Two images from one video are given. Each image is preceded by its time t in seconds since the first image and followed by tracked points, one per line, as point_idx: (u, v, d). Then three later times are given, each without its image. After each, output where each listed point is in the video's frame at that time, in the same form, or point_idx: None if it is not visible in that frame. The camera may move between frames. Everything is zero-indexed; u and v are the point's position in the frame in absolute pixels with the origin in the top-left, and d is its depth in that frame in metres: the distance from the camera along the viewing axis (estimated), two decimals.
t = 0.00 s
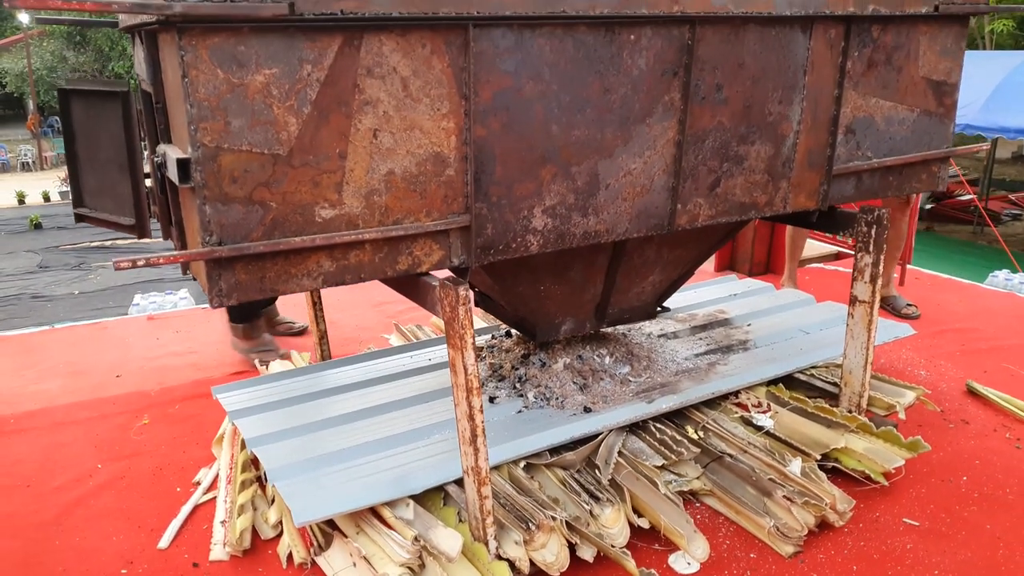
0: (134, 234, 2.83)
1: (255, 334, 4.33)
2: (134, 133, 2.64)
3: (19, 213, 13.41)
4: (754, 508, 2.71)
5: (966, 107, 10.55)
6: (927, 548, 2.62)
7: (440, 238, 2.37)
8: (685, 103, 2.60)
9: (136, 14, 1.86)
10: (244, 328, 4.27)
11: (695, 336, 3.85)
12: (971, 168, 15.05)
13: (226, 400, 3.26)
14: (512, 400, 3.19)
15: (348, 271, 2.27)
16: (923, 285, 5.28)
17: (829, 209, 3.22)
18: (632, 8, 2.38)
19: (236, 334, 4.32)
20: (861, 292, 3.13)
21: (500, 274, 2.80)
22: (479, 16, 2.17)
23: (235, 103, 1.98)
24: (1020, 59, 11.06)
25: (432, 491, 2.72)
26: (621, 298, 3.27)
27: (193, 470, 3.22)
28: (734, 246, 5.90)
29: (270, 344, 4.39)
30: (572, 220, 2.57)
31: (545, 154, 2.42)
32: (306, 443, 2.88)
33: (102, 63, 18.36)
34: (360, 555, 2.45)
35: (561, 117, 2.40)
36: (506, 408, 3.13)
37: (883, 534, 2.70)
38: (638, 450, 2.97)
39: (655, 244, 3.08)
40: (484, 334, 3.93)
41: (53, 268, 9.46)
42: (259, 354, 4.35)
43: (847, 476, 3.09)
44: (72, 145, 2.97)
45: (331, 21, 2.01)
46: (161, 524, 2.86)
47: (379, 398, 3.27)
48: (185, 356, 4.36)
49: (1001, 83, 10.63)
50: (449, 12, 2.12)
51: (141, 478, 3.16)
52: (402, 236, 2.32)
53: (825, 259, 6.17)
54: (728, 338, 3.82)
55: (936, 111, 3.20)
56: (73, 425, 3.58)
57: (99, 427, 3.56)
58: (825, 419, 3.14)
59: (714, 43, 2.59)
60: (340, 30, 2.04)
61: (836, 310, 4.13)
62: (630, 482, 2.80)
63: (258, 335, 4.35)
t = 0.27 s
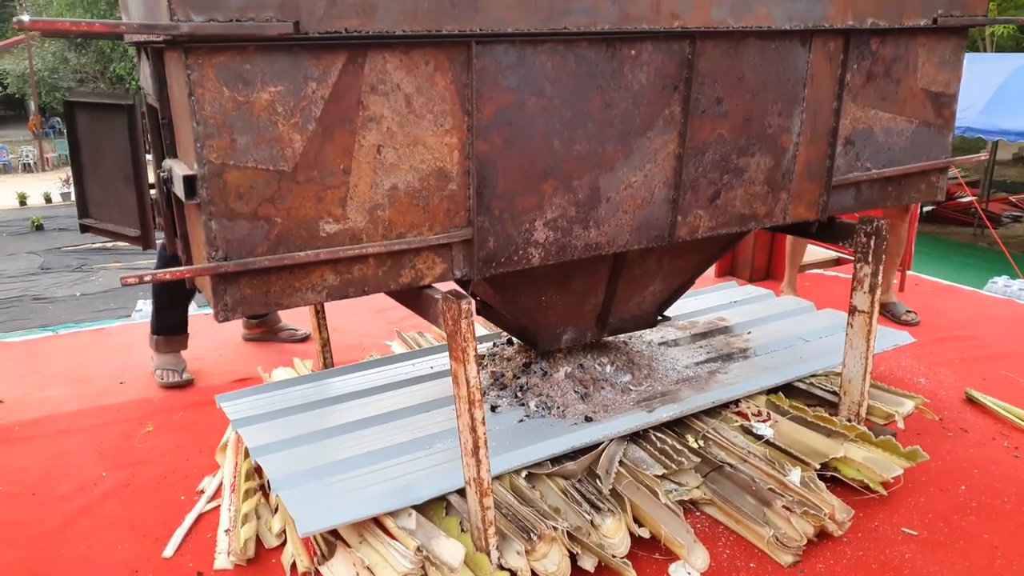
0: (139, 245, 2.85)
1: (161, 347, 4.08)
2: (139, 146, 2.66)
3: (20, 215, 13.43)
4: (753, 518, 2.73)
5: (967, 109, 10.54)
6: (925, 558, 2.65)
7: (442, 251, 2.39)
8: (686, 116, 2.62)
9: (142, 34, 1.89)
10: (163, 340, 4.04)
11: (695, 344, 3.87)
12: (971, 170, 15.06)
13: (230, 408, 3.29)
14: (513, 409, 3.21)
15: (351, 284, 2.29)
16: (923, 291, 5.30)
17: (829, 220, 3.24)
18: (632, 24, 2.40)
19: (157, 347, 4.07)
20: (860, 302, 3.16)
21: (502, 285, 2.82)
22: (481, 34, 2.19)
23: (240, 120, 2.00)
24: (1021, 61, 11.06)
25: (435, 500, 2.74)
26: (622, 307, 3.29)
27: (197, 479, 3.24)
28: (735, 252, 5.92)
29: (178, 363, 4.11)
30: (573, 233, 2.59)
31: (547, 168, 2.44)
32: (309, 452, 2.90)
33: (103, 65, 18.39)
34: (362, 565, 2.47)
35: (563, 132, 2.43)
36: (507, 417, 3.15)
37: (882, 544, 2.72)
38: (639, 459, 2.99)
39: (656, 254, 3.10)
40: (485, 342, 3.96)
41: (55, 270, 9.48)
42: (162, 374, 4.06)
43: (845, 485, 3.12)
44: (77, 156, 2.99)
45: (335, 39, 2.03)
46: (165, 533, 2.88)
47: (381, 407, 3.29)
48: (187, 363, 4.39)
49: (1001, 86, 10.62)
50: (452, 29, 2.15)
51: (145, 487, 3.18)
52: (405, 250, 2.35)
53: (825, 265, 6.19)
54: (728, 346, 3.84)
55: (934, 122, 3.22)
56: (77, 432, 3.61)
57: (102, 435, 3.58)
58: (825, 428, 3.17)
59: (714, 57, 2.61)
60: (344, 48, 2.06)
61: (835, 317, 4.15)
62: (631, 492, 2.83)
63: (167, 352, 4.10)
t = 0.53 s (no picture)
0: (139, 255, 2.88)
1: (155, 359, 4.12)
2: (139, 159, 2.69)
3: (20, 217, 13.44)
4: (747, 527, 2.76)
5: (966, 111, 10.53)
6: (918, 566, 2.67)
7: (438, 263, 2.42)
8: (679, 129, 2.64)
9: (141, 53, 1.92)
10: (153, 352, 4.09)
11: (691, 351, 3.90)
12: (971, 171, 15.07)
13: (228, 417, 3.31)
14: (510, 417, 3.24)
15: (348, 297, 2.31)
16: (919, 297, 5.33)
17: (823, 229, 3.26)
18: (626, 39, 2.43)
19: (152, 359, 4.12)
20: (853, 311, 3.18)
21: (498, 295, 2.85)
22: (476, 50, 2.21)
23: (238, 137, 2.02)
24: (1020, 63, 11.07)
25: (431, 510, 2.77)
26: (618, 316, 3.31)
27: (196, 487, 3.27)
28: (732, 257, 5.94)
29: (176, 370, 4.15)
30: (568, 245, 2.61)
31: (542, 182, 2.47)
32: (306, 461, 2.93)
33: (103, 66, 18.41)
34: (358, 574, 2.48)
35: (557, 145, 2.45)
36: (504, 426, 3.17)
37: (875, 552, 2.75)
38: (634, 468, 3.02)
39: (651, 264, 3.13)
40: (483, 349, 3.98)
41: (54, 272, 9.49)
42: (160, 382, 4.09)
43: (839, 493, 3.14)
44: (76, 168, 3.01)
45: (332, 56, 2.05)
46: (164, 542, 2.91)
47: (378, 416, 3.32)
48: (186, 370, 4.41)
49: (1000, 88, 10.63)
50: (447, 46, 2.17)
51: (144, 495, 3.20)
52: (402, 263, 2.37)
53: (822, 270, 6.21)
54: (724, 353, 3.86)
55: (928, 132, 3.24)
56: (77, 440, 3.63)
57: (102, 442, 3.61)
58: (819, 436, 3.20)
59: (708, 70, 2.63)
60: (340, 65, 2.09)
61: (831, 324, 4.17)
62: (626, 500, 2.84)
63: (161, 362, 4.15)
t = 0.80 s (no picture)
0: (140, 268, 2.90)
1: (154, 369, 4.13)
2: (139, 173, 2.71)
3: (20, 219, 13.46)
4: (743, 537, 2.78)
5: (965, 114, 10.53)
6: None
7: (437, 278, 2.44)
8: (676, 143, 2.67)
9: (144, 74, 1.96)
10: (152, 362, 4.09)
11: (689, 360, 3.92)
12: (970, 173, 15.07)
13: (229, 427, 3.34)
14: (508, 427, 3.26)
15: (347, 312, 2.34)
16: (917, 303, 5.35)
17: (819, 240, 3.28)
18: (623, 56, 2.46)
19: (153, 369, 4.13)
20: (849, 322, 3.20)
21: (496, 307, 2.87)
22: (474, 68, 2.24)
23: (238, 156, 2.05)
24: (1019, 66, 11.08)
25: (430, 521, 2.79)
26: (616, 326, 3.34)
27: (197, 496, 3.29)
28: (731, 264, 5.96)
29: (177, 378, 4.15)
30: (566, 258, 2.64)
31: (539, 197, 2.49)
32: (306, 472, 2.95)
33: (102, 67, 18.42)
34: None
35: (554, 161, 2.48)
36: (503, 436, 3.20)
37: (870, 562, 2.77)
38: (632, 477, 3.04)
39: (648, 275, 3.15)
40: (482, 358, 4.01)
41: (54, 275, 9.51)
42: (161, 391, 4.10)
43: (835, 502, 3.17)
44: (78, 181, 3.04)
45: (332, 76, 2.08)
46: (165, 552, 2.93)
47: (378, 425, 3.34)
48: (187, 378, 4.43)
49: (1000, 91, 10.64)
50: (445, 65, 2.20)
51: (145, 505, 3.23)
52: (400, 278, 2.39)
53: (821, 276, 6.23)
54: (722, 362, 3.89)
55: (923, 144, 3.27)
56: (78, 449, 3.66)
57: (103, 451, 3.63)
58: (816, 446, 3.20)
59: (704, 85, 2.66)
60: (339, 84, 2.11)
61: (828, 332, 4.19)
62: (624, 511, 2.89)
63: (161, 371, 4.14)
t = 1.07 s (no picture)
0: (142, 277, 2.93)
1: (155, 375, 4.16)
2: (142, 184, 2.74)
3: (20, 220, 13.47)
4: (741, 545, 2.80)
5: (965, 116, 10.53)
6: None
7: (437, 289, 2.46)
8: (674, 155, 2.69)
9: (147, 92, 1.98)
10: (152, 368, 4.12)
11: (688, 367, 3.95)
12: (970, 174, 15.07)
13: (230, 434, 3.36)
14: (508, 435, 3.29)
15: (349, 324, 2.36)
16: (915, 309, 5.37)
17: (816, 250, 3.31)
18: (621, 70, 2.48)
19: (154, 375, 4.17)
20: (846, 331, 3.23)
21: (496, 317, 2.90)
22: (474, 83, 2.27)
23: (241, 171, 2.07)
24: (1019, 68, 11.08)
25: (430, 529, 2.82)
26: (615, 335, 3.36)
27: (199, 503, 3.32)
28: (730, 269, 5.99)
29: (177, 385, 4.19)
30: (565, 269, 2.66)
31: (539, 209, 2.52)
32: (308, 480, 2.98)
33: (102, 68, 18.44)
34: None
35: (554, 174, 2.50)
36: (502, 443, 3.22)
37: (866, 570, 2.80)
38: (630, 485, 3.07)
39: (647, 284, 3.18)
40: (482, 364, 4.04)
41: (55, 277, 9.53)
42: (162, 398, 4.13)
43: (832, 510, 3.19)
44: (82, 190, 3.07)
45: (334, 92, 2.11)
46: (168, 559, 2.96)
47: (378, 433, 3.37)
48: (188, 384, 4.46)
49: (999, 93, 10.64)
50: (446, 80, 2.22)
51: (147, 512, 3.26)
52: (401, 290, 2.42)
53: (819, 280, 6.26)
54: (720, 369, 3.91)
55: (919, 154, 3.29)
56: (81, 455, 3.69)
57: (105, 458, 3.66)
58: (813, 453, 3.25)
59: (702, 98, 2.68)
60: (341, 100, 2.14)
61: (826, 339, 4.22)
62: (621, 518, 2.91)
63: (162, 378, 4.19)
